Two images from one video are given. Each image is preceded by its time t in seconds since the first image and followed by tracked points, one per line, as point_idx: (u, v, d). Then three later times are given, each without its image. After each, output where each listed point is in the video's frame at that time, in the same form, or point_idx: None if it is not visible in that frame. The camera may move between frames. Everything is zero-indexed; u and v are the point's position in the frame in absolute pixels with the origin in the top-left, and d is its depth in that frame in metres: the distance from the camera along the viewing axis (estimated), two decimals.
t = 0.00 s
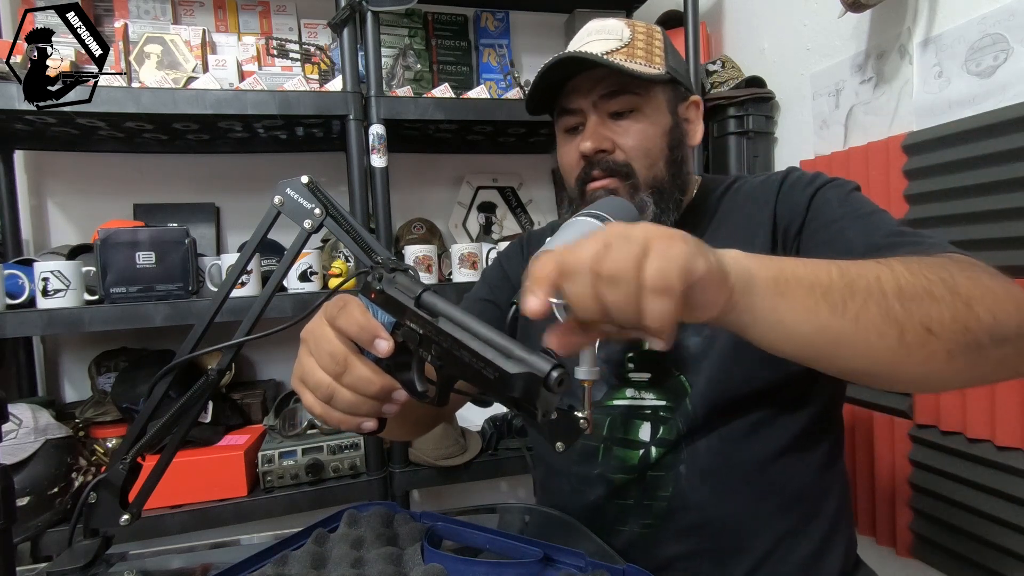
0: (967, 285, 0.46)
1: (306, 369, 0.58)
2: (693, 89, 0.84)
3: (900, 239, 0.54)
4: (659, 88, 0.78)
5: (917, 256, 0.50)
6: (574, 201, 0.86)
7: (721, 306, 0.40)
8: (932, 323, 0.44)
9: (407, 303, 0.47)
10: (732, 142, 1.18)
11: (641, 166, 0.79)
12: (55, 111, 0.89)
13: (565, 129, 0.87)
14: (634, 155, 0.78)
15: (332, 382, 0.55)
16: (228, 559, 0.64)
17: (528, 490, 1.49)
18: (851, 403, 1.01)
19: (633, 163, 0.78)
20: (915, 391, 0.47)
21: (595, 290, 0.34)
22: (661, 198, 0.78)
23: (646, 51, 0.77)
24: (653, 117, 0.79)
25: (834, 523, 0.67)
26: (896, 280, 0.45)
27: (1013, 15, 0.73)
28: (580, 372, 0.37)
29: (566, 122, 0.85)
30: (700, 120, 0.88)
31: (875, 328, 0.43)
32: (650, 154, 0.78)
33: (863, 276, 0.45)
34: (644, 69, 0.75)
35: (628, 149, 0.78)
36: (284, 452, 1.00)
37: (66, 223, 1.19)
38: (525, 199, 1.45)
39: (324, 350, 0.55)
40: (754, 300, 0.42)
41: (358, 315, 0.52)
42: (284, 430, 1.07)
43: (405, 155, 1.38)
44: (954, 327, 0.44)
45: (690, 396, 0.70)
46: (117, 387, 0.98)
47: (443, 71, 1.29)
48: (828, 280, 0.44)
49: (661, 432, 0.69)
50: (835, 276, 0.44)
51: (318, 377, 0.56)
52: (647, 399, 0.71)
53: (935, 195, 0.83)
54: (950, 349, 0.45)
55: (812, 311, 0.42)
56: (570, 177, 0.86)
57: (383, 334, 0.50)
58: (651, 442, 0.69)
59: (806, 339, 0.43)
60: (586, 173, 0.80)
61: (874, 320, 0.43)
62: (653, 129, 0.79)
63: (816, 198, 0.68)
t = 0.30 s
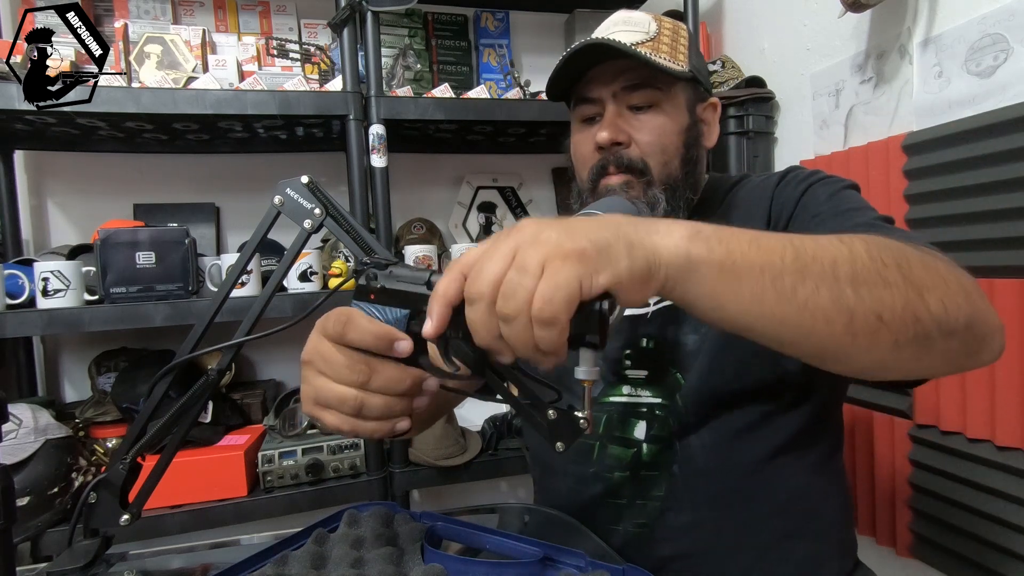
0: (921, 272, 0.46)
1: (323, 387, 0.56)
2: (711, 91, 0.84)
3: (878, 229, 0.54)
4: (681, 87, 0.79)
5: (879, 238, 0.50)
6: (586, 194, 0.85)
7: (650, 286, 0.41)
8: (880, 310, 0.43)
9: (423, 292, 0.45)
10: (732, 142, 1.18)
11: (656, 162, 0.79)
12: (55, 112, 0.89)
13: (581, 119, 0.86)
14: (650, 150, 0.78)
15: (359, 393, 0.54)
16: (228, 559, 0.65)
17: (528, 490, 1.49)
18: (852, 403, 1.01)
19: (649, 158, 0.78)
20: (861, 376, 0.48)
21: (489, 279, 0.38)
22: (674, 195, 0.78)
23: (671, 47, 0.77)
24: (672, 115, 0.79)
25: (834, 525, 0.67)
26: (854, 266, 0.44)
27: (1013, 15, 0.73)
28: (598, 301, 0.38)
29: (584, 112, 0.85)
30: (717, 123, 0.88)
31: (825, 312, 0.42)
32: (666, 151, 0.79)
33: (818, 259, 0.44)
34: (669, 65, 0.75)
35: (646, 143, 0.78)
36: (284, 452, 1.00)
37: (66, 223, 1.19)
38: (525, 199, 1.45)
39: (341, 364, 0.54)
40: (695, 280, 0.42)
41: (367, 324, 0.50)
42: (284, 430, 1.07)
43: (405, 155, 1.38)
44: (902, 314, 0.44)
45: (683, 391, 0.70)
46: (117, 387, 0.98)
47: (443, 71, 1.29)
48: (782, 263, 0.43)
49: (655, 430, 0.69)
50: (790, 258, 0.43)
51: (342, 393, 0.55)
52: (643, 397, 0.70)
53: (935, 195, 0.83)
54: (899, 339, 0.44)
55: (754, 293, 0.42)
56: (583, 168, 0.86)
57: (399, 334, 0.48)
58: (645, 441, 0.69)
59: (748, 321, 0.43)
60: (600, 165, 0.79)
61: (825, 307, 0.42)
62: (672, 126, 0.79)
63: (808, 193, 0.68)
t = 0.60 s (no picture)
0: (915, 272, 0.46)
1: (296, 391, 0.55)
2: (712, 91, 0.84)
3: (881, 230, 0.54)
4: (682, 86, 0.79)
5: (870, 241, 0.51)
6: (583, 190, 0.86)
7: (646, 268, 0.41)
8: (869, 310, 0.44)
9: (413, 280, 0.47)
10: (732, 142, 1.18)
11: (655, 161, 0.79)
12: (55, 112, 0.89)
13: (582, 117, 0.86)
14: (650, 149, 0.78)
15: (318, 395, 0.52)
16: (228, 559, 0.65)
17: (528, 490, 1.49)
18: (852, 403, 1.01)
19: (648, 157, 0.78)
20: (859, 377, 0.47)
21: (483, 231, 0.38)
22: (672, 193, 0.77)
23: (672, 46, 0.77)
24: (673, 115, 0.79)
25: (835, 524, 0.67)
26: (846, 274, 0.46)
27: (1013, 15, 0.73)
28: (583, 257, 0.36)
29: (585, 110, 0.85)
30: (718, 122, 0.88)
31: (820, 308, 0.43)
32: (666, 150, 0.79)
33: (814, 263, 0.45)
34: (670, 64, 0.75)
35: (648, 142, 0.78)
36: (284, 452, 1.00)
37: (66, 223, 1.19)
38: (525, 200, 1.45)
39: (310, 364, 0.52)
40: (690, 271, 0.42)
41: (344, 325, 0.50)
42: (285, 430, 1.07)
43: (405, 155, 1.38)
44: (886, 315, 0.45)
45: (682, 390, 0.70)
46: (117, 387, 0.98)
47: (443, 71, 1.29)
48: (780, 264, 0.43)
49: (656, 431, 0.69)
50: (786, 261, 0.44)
51: (307, 394, 0.53)
52: (644, 396, 0.71)
53: (935, 195, 0.83)
54: (895, 338, 0.44)
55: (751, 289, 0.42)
56: (582, 165, 0.86)
57: (379, 340, 0.48)
58: (646, 441, 0.69)
59: (743, 316, 0.43)
60: (598, 163, 0.80)
61: (821, 308, 0.43)
62: (672, 126, 0.79)
63: (809, 191, 0.67)
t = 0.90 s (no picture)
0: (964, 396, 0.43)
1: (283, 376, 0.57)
2: (704, 88, 0.84)
3: (903, 299, 0.53)
4: (673, 85, 0.79)
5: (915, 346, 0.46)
6: (581, 198, 0.85)
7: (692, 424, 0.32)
8: (927, 435, 0.41)
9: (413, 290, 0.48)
10: (732, 141, 1.18)
11: (651, 160, 0.78)
12: (55, 112, 0.89)
13: (574, 120, 0.86)
14: (645, 148, 0.78)
15: (298, 381, 0.54)
16: (228, 559, 0.65)
17: (527, 490, 1.49)
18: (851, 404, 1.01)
19: (644, 155, 0.77)
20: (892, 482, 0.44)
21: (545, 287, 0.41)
22: (668, 193, 0.78)
23: (662, 46, 0.77)
24: (665, 113, 0.79)
25: (833, 525, 0.67)
26: (914, 391, 0.41)
27: (1013, 15, 0.73)
28: (576, 288, 0.37)
29: (576, 112, 0.84)
30: (711, 120, 0.88)
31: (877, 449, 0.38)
32: (660, 149, 0.78)
33: (880, 387, 0.39)
34: (658, 63, 0.75)
35: (638, 141, 0.77)
36: (284, 452, 1.00)
37: (66, 224, 1.19)
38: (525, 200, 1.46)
39: (299, 352, 0.54)
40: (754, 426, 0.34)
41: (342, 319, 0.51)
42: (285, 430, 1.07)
43: (405, 155, 1.38)
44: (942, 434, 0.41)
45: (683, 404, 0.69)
46: (117, 387, 0.98)
47: (443, 71, 1.29)
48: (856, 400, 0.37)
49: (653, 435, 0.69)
50: (858, 389, 0.38)
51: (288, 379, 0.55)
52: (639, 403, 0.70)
53: (935, 195, 0.83)
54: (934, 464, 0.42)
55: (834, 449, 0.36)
56: (576, 168, 0.86)
57: (370, 336, 0.49)
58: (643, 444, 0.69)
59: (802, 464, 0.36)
60: (593, 165, 0.80)
61: (895, 448, 0.39)
62: (665, 124, 0.79)
63: (828, 227, 0.65)
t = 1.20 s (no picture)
0: (860, 424, 0.49)
1: (303, 373, 0.55)
2: (710, 88, 0.84)
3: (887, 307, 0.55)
4: (679, 84, 0.79)
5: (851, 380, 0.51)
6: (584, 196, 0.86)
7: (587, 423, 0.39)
8: (798, 472, 0.47)
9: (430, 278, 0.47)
10: (733, 141, 1.18)
11: (657, 158, 0.78)
12: (55, 112, 0.89)
13: (580, 119, 0.86)
14: (651, 146, 0.78)
15: (327, 378, 0.53)
16: (228, 559, 0.65)
17: (528, 490, 1.48)
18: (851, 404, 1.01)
19: (649, 154, 0.78)
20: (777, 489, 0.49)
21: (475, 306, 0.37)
22: (673, 192, 0.78)
23: (668, 45, 0.77)
24: (671, 112, 0.79)
25: (832, 526, 0.67)
26: (819, 439, 0.47)
27: (1014, 15, 0.73)
28: (601, 270, 0.37)
29: (581, 111, 0.85)
30: (716, 120, 0.88)
31: (756, 458, 0.45)
32: (666, 148, 0.78)
33: (791, 426, 0.46)
34: (665, 63, 0.75)
35: (643, 140, 0.77)
36: (284, 452, 1.00)
37: (66, 224, 1.19)
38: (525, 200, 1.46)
39: (318, 349, 0.53)
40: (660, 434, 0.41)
41: (358, 312, 0.50)
42: (284, 430, 1.07)
43: (405, 155, 1.38)
44: (807, 478, 0.48)
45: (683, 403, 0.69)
46: (118, 387, 0.98)
47: (443, 71, 1.29)
48: (753, 437, 0.44)
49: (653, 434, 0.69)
50: (763, 424, 0.44)
51: (315, 377, 0.54)
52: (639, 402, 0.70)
53: (935, 195, 0.83)
54: (807, 479, 0.49)
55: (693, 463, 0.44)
56: (580, 167, 0.86)
57: (392, 326, 0.48)
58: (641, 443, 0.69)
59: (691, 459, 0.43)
60: (597, 163, 0.80)
61: (757, 475, 0.46)
62: (671, 123, 0.79)
63: (809, 233, 0.67)
